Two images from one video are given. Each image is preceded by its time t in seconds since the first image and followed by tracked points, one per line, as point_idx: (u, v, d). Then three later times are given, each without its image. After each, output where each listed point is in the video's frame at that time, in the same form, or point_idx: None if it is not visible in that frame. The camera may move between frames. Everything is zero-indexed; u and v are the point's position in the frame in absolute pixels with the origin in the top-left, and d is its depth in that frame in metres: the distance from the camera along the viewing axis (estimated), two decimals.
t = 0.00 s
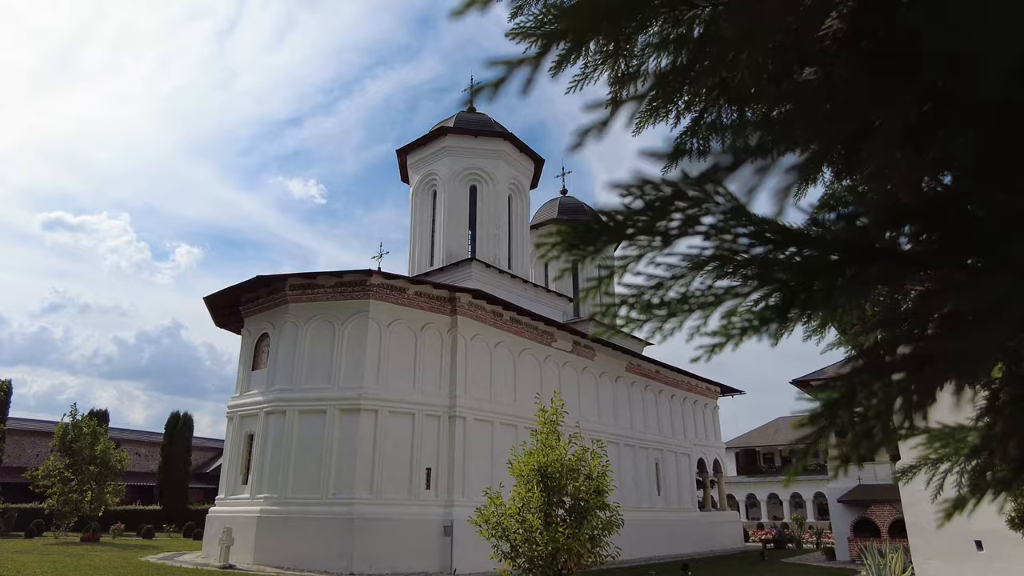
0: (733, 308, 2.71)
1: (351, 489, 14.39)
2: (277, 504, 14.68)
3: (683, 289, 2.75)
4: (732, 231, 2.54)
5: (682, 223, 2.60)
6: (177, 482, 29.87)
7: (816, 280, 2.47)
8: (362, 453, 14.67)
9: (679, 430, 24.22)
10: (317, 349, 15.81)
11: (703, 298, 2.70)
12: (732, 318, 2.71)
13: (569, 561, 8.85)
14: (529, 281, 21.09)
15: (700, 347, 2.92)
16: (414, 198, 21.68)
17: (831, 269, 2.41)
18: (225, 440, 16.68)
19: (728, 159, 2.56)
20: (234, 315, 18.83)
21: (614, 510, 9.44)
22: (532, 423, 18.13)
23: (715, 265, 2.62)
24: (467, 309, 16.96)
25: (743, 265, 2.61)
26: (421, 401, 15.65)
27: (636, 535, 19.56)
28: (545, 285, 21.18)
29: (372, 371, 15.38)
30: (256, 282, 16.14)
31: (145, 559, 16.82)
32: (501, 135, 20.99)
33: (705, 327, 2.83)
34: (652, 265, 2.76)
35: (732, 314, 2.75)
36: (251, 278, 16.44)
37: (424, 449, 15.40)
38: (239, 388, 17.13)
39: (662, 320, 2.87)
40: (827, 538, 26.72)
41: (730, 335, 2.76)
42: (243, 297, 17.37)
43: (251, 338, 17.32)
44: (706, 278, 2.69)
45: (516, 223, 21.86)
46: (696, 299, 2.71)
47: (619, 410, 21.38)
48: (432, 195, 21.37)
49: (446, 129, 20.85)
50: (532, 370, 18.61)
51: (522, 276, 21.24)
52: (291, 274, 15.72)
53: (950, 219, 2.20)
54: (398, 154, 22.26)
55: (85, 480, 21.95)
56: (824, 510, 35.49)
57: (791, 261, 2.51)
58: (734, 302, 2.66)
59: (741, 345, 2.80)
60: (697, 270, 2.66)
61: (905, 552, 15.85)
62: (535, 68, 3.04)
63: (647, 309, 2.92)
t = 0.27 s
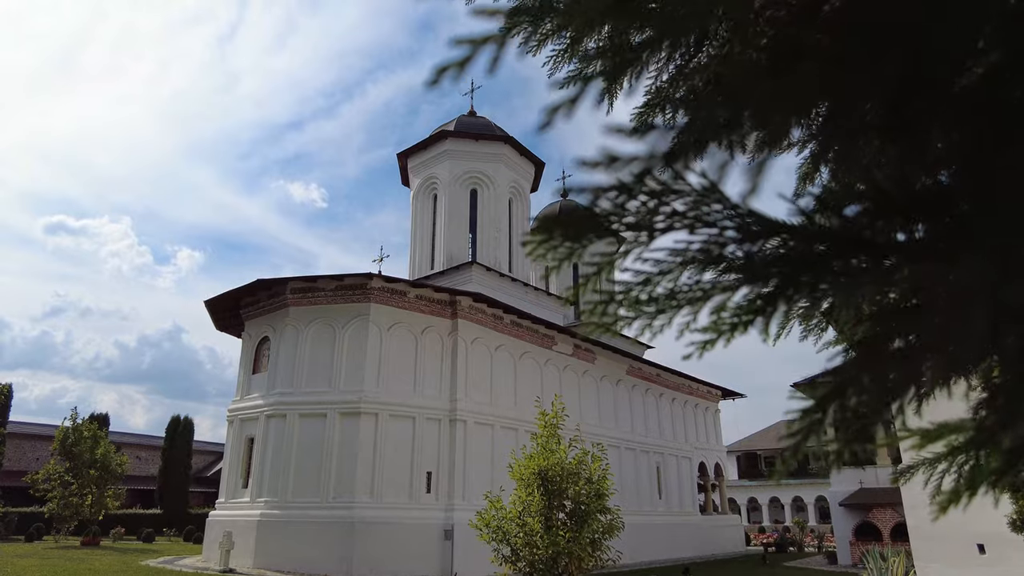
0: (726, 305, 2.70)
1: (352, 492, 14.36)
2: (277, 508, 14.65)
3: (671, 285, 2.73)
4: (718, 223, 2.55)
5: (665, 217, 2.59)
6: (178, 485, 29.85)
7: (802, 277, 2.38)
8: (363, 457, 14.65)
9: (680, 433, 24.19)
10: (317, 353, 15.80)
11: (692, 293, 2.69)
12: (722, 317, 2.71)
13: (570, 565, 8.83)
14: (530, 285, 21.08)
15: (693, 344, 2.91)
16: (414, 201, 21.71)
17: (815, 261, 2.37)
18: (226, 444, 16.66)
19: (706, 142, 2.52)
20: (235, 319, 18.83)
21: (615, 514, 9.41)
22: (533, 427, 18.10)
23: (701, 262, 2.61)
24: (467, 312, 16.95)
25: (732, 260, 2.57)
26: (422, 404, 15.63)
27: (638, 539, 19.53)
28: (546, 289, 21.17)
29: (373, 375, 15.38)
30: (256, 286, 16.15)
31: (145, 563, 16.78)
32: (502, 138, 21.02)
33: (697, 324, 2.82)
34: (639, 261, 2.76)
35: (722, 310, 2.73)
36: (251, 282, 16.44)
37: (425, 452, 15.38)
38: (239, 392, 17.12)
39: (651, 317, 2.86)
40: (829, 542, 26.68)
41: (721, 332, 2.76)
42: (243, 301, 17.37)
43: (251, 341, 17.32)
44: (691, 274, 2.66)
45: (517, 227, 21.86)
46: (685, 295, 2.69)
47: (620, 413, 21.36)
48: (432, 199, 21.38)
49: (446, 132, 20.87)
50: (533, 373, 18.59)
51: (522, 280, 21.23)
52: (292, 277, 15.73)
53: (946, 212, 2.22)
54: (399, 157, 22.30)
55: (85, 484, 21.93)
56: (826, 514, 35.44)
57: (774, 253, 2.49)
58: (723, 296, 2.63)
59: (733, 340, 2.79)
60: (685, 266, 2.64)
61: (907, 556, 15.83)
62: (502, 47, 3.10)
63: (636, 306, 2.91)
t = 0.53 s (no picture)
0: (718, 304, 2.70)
1: (352, 494, 14.36)
2: (278, 511, 14.64)
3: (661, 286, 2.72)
4: (710, 223, 2.57)
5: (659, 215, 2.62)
6: (178, 488, 29.82)
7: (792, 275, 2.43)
8: (363, 459, 14.64)
9: (681, 435, 24.17)
10: (317, 355, 15.80)
11: (684, 293, 2.69)
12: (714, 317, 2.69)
13: (571, 568, 8.81)
14: (530, 287, 21.08)
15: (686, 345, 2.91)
16: (415, 204, 21.73)
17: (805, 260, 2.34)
18: (227, 446, 16.66)
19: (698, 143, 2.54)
20: (236, 321, 18.84)
21: (616, 516, 9.40)
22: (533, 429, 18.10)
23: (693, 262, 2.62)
24: (468, 314, 16.94)
25: (722, 261, 2.58)
26: (422, 407, 15.62)
27: (639, 542, 19.50)
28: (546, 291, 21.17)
29: (373, 377, 15.37)
30: (257, 288, 16.16)
31: (145, 566, 16.75)
32: (503, 141, 21.04)
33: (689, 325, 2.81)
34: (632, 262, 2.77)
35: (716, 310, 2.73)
36: (252, 284, 16.46)
37: (425, 455, 15.37)
38: (240, 394, 17.12)
39: (644, 318, 2.86)
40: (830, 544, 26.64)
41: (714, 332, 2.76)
42: (244, 303, 17.38)
43: (252, 344, 17.32)
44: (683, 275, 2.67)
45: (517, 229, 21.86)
46: (677, 295, 2.69)
47: (621, 416, 21.35)
48: (433, 201, 21.40)
49: (447, 135, 20.90)
50: (533, 375, 18.58)
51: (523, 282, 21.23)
52: (293, 280, 15.75)
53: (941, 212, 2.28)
54: (400, 160, 22.33)
55: (86, 486, 21.91)
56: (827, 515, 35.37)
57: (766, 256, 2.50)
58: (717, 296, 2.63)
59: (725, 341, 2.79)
60: (677, 267, 2.64)
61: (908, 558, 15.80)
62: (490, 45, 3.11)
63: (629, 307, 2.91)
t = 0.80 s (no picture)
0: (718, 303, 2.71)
1: (353, 497, 14.35)
2: (279, 513, 14.63)
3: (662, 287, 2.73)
4: (712, 223, 2.58)
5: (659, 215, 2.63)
6: (178, 490, 29.78)
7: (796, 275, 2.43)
8: (364, 462, 14.63)
9: (682, 437, 24.13)
10: (318, 358, 15.78)
11: (685, 295, 2.70)
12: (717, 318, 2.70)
13: (572, 570, 8.80)
14: (531, 289, 21.08)
15: (688, 347, 2.92)
16: (415, 206, 21.75)
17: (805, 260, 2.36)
18: (227, 449, 16.65)
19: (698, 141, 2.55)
20: (237, 323, 18.84)
21: (617, 518, 9.38)
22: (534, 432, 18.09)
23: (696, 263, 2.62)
24: (469, 317, 16.95)
25: (725, 261, 2.58)
26: (423, 409, 15.61)
27: (640, 545, 19.46)
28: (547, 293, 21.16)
29: (374, 380, 15.36)
30: (258, 290, 16.16)
31: (146, 568, 16.73)
32: (504, 143, 21.06)
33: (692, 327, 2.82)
34: (632, 264, 2.77)
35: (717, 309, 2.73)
36: (253, 287, 16.47)
37: (426, 457, 15.36)
38: (241, 396, 17.11)
39: (645, 320, 2.86)
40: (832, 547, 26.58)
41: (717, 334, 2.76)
42: (245, 305, 17.38)
43: (253, 346, 17.32)
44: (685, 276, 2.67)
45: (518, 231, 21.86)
46: (679, 296, 2.69)
47: (622, 418, 21.33)
48: (434, 204, 21.42)
49: (447, 137, 20.93)
50: (534, 378, 18.58)
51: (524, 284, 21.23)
52: (294, 282, 15.76)
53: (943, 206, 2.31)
54: (400, 162, 22.35)
55: (86, 489, 21.89)
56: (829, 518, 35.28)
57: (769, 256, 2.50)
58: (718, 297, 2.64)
59: (728, 343, 2.80)
60: (679, 268, 2.64)
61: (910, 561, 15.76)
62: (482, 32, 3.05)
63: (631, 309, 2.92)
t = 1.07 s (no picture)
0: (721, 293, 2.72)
1: (354, 498, 14.35)
2: (279, 514, 14.62)
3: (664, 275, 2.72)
4: (714, 207, 2.56)
5: (659, 199, 2.62)
6: (179, 491, 29.80)
7: (803, 262, 2.41)
8: (365, 463, 14.61)
9: (683, 438, 24.12)
10: (319, 359, 15.78)
11: (686, 284, 2.69)
12: (722, 308, 2.72)
13: (573, 571, 8.78)
14: (532, 290, 21.06)
15: (690, 339, 2.93)
16: (416, 207, 21.76)
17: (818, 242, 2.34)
18: (228, 450, 16.66)
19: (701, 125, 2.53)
20: (238, 324, 18.86)
21: (618, 519, 9.37)
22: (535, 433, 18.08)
23: (698, 249, 2.61)
24: (469, 318, 16.95)
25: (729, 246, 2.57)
26: (424, 410, 15.60)
27: (640, 546, 19.43)
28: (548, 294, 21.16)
29: (375, 380, 15.36)
30: (259, 291, 16.17)
31: (147, 569, 16.73)
32: (505, 144, 21.07)
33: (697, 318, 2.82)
34: (634, 251, 2.76)
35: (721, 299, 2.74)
36: (254, 287, 16.46)
37: (426, 458, 15.35)
38: (242, 397, 17.12)
39: (645, 312, 2.86)
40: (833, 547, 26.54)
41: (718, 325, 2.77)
42: (246, 306, 17.37)
43: (253, 347, 17.32)
44: (687, 266, 2.68)
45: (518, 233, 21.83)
46: (680, 286, 2.69)
47: (624, 420, 21.32)
48: (435, 204, 21.42)
49: (448, 138, 20.94)
50: (535, 378, 18.57)
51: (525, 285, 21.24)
52: (295, 283, 15.77)
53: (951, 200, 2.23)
54: (401, 163, 22.37)
55: (88, 489, 21.93)
56: (830, 519, 35.25)
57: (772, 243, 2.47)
58: (722, 285, 2.65)
59: (731, 335, 2.80)
60: (680, 255, 2.64)
61: (912, 562, 15.72)
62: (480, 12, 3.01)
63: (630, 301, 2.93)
